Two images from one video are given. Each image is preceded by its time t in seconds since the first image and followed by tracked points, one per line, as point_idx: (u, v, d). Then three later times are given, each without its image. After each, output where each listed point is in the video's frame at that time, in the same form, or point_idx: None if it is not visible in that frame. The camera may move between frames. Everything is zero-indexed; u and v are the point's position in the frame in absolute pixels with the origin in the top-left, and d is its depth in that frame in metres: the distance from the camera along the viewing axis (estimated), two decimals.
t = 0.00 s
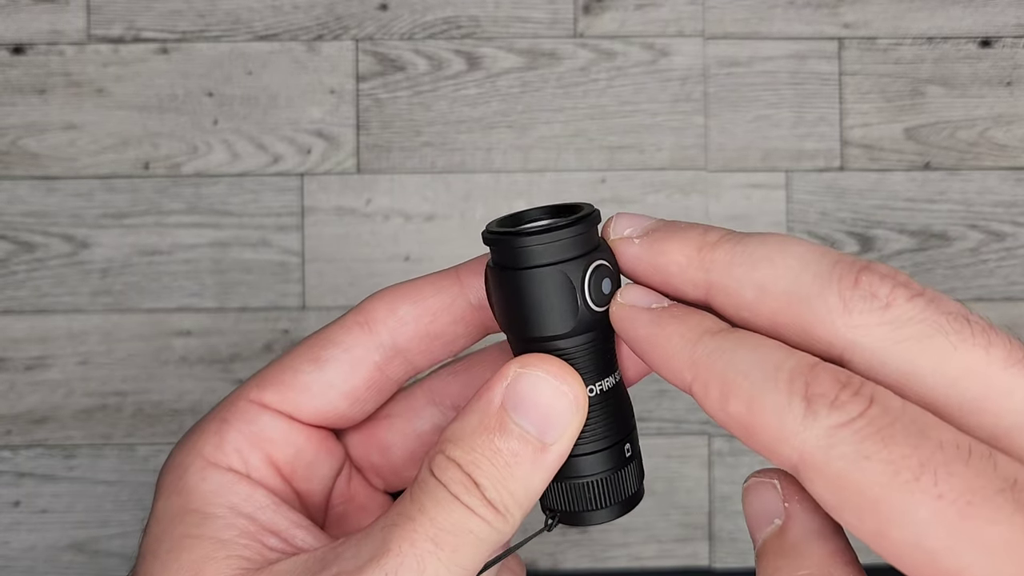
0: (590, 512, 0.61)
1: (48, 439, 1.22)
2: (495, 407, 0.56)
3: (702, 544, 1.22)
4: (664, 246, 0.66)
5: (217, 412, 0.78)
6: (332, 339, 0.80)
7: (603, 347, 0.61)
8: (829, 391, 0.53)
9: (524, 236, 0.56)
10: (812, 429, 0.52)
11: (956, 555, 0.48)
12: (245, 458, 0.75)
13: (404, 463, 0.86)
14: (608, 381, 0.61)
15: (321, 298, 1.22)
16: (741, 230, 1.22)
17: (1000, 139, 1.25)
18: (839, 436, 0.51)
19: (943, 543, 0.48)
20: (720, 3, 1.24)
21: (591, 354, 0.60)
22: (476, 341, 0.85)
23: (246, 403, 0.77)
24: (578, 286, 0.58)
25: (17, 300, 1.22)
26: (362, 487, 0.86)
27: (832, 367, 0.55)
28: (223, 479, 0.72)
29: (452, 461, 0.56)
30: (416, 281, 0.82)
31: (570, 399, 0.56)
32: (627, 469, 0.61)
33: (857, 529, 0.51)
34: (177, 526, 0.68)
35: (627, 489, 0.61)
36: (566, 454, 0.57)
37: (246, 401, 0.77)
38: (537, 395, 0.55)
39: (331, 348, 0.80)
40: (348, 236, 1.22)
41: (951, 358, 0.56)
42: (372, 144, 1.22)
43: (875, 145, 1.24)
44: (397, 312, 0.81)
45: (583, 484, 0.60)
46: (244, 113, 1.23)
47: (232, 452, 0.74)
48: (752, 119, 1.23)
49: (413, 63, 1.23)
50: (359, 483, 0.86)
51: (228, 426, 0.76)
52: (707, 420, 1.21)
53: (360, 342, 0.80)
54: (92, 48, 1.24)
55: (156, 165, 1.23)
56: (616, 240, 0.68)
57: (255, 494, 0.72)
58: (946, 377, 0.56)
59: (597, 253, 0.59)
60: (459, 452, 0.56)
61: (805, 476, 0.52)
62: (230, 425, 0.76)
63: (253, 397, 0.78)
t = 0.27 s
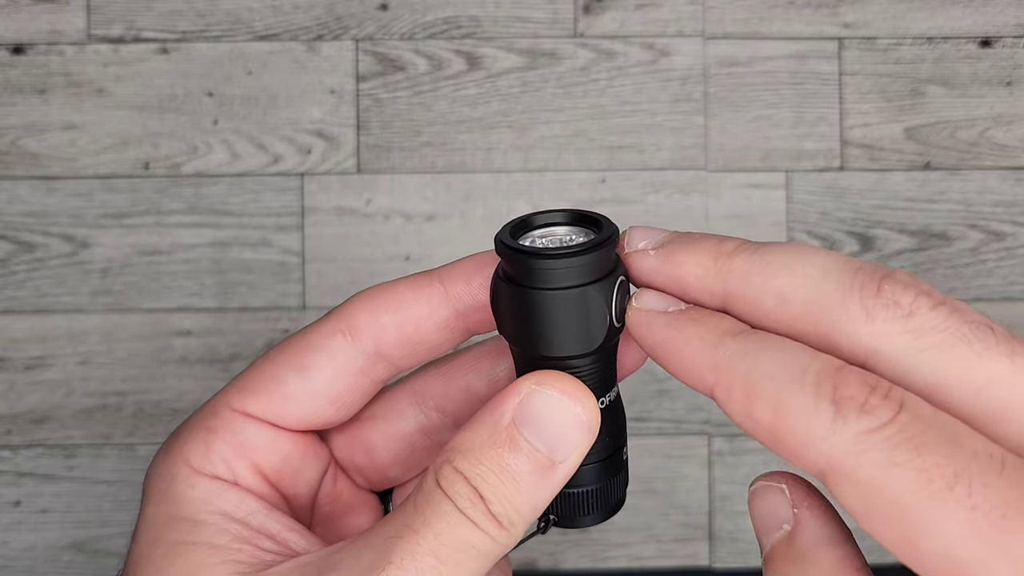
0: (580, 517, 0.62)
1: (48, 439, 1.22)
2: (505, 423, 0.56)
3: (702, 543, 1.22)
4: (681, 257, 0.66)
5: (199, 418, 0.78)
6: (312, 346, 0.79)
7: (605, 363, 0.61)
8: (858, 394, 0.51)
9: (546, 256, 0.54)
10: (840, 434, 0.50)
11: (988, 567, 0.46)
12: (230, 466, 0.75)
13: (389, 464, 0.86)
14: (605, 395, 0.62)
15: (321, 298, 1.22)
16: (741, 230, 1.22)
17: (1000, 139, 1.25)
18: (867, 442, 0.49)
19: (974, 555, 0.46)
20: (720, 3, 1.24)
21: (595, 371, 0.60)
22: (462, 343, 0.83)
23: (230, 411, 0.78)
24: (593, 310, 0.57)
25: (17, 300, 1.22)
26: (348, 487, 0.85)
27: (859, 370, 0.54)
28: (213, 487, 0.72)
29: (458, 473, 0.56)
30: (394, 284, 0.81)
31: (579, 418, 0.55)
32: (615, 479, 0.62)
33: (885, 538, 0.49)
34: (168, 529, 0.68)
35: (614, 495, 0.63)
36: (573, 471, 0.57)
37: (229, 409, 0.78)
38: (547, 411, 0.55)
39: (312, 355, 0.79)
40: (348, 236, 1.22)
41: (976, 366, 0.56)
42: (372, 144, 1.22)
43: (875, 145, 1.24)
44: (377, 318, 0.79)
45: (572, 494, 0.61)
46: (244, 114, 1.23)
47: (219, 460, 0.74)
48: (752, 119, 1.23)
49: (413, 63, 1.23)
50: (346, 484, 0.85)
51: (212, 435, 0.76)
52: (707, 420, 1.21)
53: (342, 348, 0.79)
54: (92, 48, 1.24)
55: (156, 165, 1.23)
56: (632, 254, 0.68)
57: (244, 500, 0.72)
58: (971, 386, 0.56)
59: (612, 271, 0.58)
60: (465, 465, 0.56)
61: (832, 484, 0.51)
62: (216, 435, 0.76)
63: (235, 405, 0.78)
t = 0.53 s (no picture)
0: (579, 525, 0.59)
1: (48, 439, 1.22)
2: (483, 400, 0.56)
3: (702, 543, 1.22)
4: (678, 223, 0.64)
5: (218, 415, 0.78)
6: (340, 346, 0.80)
7: (607, 354, 0.60)
8: (861, 350, 0.51)
9: (537, 228, 0.57)
10: (841, 390, 0.50)
11: (983, 527, 0.49)
12: (248, 466, 0.75)
13: (399, 472, 0.86)
14: (610, 387, 0.60)
15: (321, 298, 1.22)
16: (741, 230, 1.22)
17: (1000, 139, 1.25)
18: (870, 399, 0.50)
19: (972, 515, 0.49)
20: (720, 3, 1.24)
21: (594, 360, 0.59)
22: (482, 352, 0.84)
23: (252, 409, 0.78)
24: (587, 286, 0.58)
25: (17, 300, 1.22)
26: (360, 496, 0.86)
27: (859, 325, 0.53)
28: (223, 487, 0.73)
29: (440, 455, 0.56)
30: (423, 289, 0.82)
31: (556, 386, 0.55)
32: (623, 481, 0.60)
33: (881, 494, 0.51)
34: (168, 529, 0.68)
35: (620, 502, 0.59)
36: (559, 446, 0.56)
37: (253, 406, 0.78)
38: (523, 380, 0.55)
39: (339, 355, 0.80)
40: (348, 236, 1.22)
41: (968, 328, 0.58)
42: (372, 144, 1.22)
43: (875, 145, 1.24)
44: (405, 321, 0.80)
45: (576, 494, 0.58)
46: (244, 113, 1.23)
47: (235, 461, 0.75)
48: (752, 119, 1.23)
49: (413, 63, 1.23)
50: (358, 491, 0.86)
51: (231, 432, 0.76)
52: (707, 420, 1.21)
53: (367, 348, 0.80)
54: (92, 48, 1.24)
55: (156, 165, 1.23)
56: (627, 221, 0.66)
57: (253, 501, 0.72)
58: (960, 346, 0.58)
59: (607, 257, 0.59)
60: (448, 447, 0.56)
61: (827, 438, 0.52)
62: (235, 431, 0.76)
63: (258, 403, 0.78)
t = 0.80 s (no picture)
0: (592, 527, 0.58)
1: (48, 439, 1.22)
2: (484, 391, 0.57)
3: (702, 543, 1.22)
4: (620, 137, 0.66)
5: (268, 391, 0.79)
6: (403, 331, 0.80)
7: (640, 350, 0.59)
8: (823, 217, 0.55)
9: (567, 208, 0.58)
10: (809, 251, 0.54)
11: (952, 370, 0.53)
12: (289, 447, 0.76)
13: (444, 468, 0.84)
14: (639, 384, 0.59)
15: (321, 298, 1.22)
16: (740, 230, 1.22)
17: (1000, 139, 1.26)
18: (836, 259, 0.54)
19: (938, 359, 0.53)
20: (720, 3, 1.24)
21: (624, 353, 0.59)
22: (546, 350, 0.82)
23: (304, 390, 0.78)
24: (579, 277, 0.57)
25: (17, 300, 1.22)
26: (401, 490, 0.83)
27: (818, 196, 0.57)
28: (252, 471, 0.73)
29: (439, 448, 0.57)
30: (493, 281, 0.82)
31: (559, 376, 0.56)
32: (646, 485, 0.58)
33: (852, 352, 0.55)
34: (186, 517, 0.69)
35: (639, 510, 0.58)
36: (559, 438, 0.57)
37: (306, 388, 0.78)
38: (526, 370, 0.56)
39: (401, 341, 0.80)
40: (348, 236, 1.22)
41: (914, 216, 0.65)
42: (372, 144, 1.22)
43: (875, 145, 1.24)
44: (472, 311, 0.80)
45: (595, 493, 0.58)
46: (244, 113, 1.23)
47: (278, 443, 0.75)
48: (752, 118, 1.23)
49: (413, 63, 1.23)
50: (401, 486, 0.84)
51: (280, 411, 0.77)
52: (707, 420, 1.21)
53: (428, 336, 0.80)
54: (92, 48, 1.24)
55: (156, 165, 1.23)
56: (570, 144, 0.65)
57: (285, 495, 0.73)
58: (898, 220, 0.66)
59: (641, 245, 0.59)
60: (448, 439, 0.57)
61: (799, 302, 0.55)
62: (281, 410, 0.77)
63: (313, 383, 0.79)
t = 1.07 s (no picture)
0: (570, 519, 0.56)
1: (48, 439, 1.22)
2: (460, 379, 0.59)
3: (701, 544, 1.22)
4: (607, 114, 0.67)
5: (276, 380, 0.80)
6: (413, 328, 0.79)
7: (640, 340, 0.58)
8: (822, 160, 0.60)
9: (584, 183, 0.58)
10: (816, 192, 0.59)
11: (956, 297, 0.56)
12: (285, 437, 0.76)
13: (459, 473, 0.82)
14: (632, 375, 0.57)
15: (321, 298, 1.21)
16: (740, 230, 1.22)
17: (1000, 139, 1.25)
18: (836, 197, 0.58)
19: (950, 285, 0.56)
20: (720, 3, 1.24)
21: (622, 340, 0.57)
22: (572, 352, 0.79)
23: (310, 381, 0.79)
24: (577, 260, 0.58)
25: (17, 300, 1.22)
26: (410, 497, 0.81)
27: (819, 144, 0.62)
28: (246, 458, 0.74)
29: (413, 435, 0.59)
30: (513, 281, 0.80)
31: (530, 365, 0.57)
32: (632, 481, 0.56)
33: (866, 288, 0.59)
34: (170, 501, 0.72)
35: (620, 507, 0.56)
36: (531, 428, 0.58)
37: (311, 379, 0.79)
38: (498, 359, 0.57)
39: (410, 337, 0.79)
40: (348, 236, 1.22)
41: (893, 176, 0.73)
42: (372, 144, 1.22)
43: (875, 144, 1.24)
44: (482, 309, 0.78)
45: (578, 483, 0.56)
46: (244, 113, 1.23)
47: (274, 432, 0.76)
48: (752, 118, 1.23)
49: (413, 63, 1.23)
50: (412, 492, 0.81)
51: (284, 400, 0.78)
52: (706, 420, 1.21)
53: (438, 334, 0.78)
54: (92, 48, 1.24)
55: (156, 165, 1.23)
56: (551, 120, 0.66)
57: (271, 484, 0.74)
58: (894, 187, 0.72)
59: (651, 228, 0.59)
60: (421, 426, 0.59)
61: (811, 244, 0.59)
62: (285, 399, 0.78)
63: (318, 375, 0.79)
